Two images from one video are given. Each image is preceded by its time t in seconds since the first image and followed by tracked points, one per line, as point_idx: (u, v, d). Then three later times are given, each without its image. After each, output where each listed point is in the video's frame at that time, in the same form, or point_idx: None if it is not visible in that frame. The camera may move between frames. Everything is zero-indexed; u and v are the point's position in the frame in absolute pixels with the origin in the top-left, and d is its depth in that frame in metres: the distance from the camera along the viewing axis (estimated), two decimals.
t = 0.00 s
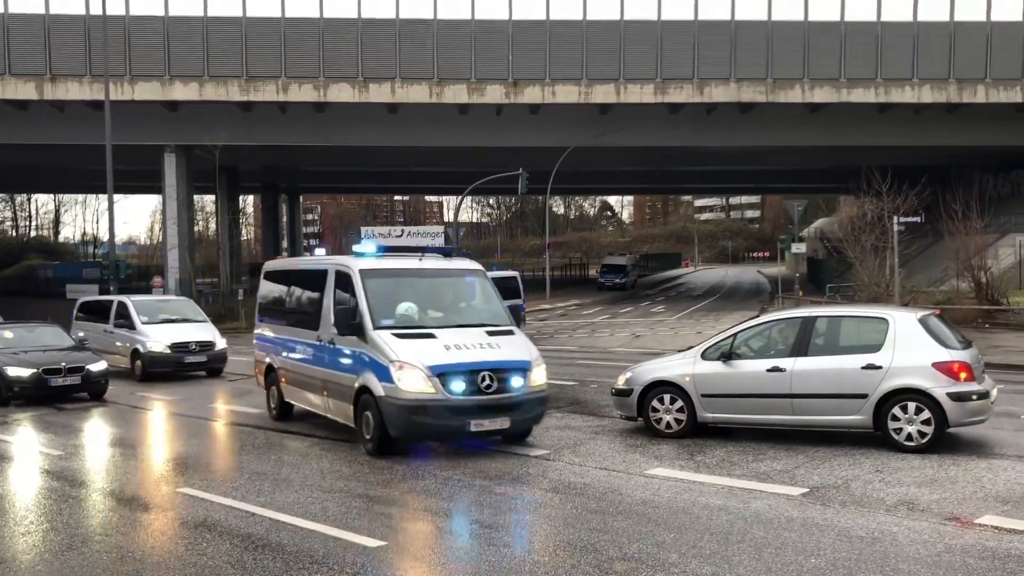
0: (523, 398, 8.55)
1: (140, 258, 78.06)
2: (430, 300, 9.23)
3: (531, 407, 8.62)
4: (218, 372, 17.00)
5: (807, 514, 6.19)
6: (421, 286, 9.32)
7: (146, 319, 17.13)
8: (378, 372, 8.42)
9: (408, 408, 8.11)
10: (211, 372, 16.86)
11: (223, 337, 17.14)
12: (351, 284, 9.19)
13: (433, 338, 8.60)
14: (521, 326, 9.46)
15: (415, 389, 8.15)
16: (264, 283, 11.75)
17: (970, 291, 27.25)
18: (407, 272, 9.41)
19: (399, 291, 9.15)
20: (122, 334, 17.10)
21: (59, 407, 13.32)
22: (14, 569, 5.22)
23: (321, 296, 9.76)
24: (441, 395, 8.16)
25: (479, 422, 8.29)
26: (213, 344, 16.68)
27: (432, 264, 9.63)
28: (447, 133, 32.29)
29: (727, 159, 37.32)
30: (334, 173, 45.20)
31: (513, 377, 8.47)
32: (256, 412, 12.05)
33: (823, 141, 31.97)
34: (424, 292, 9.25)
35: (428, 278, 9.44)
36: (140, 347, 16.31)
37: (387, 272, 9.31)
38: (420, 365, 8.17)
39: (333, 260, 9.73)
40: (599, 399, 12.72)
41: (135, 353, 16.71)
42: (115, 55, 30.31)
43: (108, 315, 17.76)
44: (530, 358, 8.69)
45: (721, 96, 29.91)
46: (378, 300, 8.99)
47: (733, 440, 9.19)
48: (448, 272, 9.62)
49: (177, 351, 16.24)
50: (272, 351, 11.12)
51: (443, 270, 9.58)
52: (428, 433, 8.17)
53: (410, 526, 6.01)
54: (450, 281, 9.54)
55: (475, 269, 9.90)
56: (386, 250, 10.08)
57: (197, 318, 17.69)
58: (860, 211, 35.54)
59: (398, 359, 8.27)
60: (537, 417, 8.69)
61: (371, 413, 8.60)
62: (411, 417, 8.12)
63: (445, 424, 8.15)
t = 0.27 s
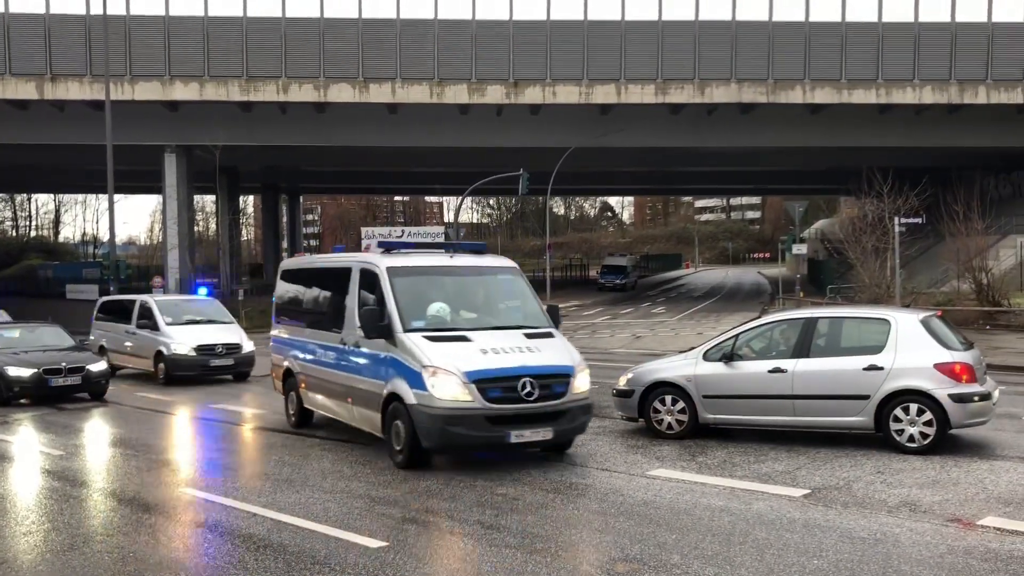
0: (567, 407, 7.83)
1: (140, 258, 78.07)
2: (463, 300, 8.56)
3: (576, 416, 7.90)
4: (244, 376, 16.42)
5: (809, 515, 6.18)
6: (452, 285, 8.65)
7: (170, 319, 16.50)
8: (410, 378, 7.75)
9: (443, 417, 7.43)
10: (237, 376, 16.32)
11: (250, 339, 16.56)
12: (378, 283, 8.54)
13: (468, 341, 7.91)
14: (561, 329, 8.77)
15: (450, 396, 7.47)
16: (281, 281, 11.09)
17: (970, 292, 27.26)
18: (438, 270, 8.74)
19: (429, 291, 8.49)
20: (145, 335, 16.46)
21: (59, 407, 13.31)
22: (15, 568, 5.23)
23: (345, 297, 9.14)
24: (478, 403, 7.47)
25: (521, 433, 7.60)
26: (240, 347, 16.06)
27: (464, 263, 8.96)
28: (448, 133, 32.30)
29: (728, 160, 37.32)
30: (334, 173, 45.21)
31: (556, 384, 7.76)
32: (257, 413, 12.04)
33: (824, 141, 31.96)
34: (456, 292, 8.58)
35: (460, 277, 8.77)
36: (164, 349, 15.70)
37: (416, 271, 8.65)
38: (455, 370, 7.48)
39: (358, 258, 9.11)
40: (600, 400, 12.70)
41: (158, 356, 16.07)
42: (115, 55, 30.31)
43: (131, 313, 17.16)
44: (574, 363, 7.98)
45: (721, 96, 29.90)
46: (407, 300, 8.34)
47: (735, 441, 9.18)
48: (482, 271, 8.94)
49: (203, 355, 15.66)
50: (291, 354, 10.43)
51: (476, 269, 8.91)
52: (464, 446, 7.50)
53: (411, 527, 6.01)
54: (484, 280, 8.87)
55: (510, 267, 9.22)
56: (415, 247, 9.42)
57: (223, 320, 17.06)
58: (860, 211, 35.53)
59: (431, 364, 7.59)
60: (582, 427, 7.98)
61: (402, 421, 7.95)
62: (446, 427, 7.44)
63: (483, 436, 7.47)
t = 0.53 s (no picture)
0: (622, 417, 7.27)
1: (145, 260, 78.22)
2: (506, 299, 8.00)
3: (631, 427, 7.34)
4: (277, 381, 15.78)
5: (817, 517, 6.17)
6: (494, 284, 8.09)
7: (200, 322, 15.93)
8: (452, 386, 7.23)
9: (490, 429, 6.91)
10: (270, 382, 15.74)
11: (283, 342, 15.96)
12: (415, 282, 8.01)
13: (514, 345, 7.36)
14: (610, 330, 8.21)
15: (498, 406, 6.94)
16: (308, 281, 10.64)
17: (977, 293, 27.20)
18: (479, 267, 8.18)
19: (471, 290, 7.94)
20: (173, 338, 15.87)
21: (66, 408, 13.35)
22: (24, 568, 5.25)
23: (378, 298, 8.64)
24: (527, 414, 6.93)
25: (574, 446, 7.05)
26: (272, 350, 15.45)
27: (507, 259, 8.39)
28: (453, 135, 32.31)
29: (733, 161, 37.28)
30: (340, 175, 45.27)
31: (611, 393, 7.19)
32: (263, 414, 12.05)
33: (830, 142, 31.91)
34: (500, 291, 8.02)
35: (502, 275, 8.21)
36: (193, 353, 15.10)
37: (456, 268, 8.11)
38: (502, 379, 6.95)
39: (392, 256, 8.57)
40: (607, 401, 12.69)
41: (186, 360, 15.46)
42: (121, 57, 30.40)
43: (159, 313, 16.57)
44: (629, 370, 7.40)
45: (727, 97, 29.86)
46: (447, 300, 7.80)
47: (742, 443, 9.15)
48: (526, 268, 8.37)
49: (235, 360, 15.07)
50: (318, 358, 10.02)
51: (520, 266, 8.34)
52: (512, 460, 6.97)
53: (418, 528, 6.00)
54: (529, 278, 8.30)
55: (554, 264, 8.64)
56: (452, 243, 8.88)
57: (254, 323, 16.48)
58: (866, 212, 35.45)
59: (475, 371, 7.07)
60: (637, 439, 7.42)
61: (442, 430, 7.44)
62: (492, 439, 6.92)
63: (534, 450, 6.93)
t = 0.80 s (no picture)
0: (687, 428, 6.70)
1: (153, 263, 78.40)
2: (556, 301, 7.48)
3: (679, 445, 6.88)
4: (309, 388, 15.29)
5: (830, 519, 6.15)
6: (542, 285, 7.57)
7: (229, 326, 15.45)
8: (502, 395, 6.68)
9: (546, 441, 6.35)
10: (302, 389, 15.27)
11: (316, 347, 15.46)
12: (458, 284, 7.49)
13: (569, 350, 6.81)
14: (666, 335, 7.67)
15: (554, 416, 6.38)
16: (338, 284, 10.18)
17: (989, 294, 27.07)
18: (527, 268, 7.67)
19: (519, 292, 7.42)
20: (202, 343, 15.39)
21: (76, 411, 13.37)
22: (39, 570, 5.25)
23: (416, 301, 8.13)
24: (587, 423, 6.37)
25: (637, 460, 6.49)
26: (305, 356, 15.00)
27: (555, 259, 7.86)
28: (461, 137, 32.33)
29: (741, 162, 37.22)
30: (347, 178, 45.34)
31: (674, 403, 6.63)
32: (274, 417, 12.07)
33: (839, 143, 31.82)
34: (549, 294, 7.51)
35: (551, 276, 7.69)
36: (222, 358, 14.58)
37: (501, 268, 7.59)
38: (559, 387, 6.39)
39: (431, 256, 8.07)
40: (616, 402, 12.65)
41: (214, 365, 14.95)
42: (130, 59, 30.49)
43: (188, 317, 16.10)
44: (693, 377, 6.85)
45: (735, 98, 29.76)
46: (495, 302, 7.27)
47: (754, 445, 9.12)
48: (576, 269, 7.85)
49: (266, 365, 14.57)
50: (347, 365, 9.55)
51: (570, 267, 7.82)
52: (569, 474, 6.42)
53: (430, 530, 6.00)
54: (580, 280, 7.77)
55: (605, 265, 8.11)
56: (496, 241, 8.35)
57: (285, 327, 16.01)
58: (876, 213, 35.29)
59: (529, 378, 6.52)
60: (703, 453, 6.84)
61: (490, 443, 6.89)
62: (549, 452, 6.36)
63: (593, 464, 6.37)
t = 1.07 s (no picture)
0: (761, 437, 6.36)
1: (160, 265, 78.62)
2: (613, 303, 7.18)
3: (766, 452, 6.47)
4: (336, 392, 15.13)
5: (845, 519, 6.11)
6: (598, 284, 7.28)
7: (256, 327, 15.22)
8: (563, 402, 6.37)
9: (612, 452, 6.03)
10: (330, 393, 15.10)
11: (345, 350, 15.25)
12: (511, 283, 7.19)
13: (633, 354, 6.50)
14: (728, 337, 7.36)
15: (621, 425, 6.06)
16: (370, 286, 9.92)
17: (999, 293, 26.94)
18: (582, 268, 7.38)
19: (575, 292, 7.12)
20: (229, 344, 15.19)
21: (86, 413, 13.40)
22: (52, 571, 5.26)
23: (461, 301, 7.85)
24: (657, 434, 6.04)
25: (710, 473, 6.15)
26: (333, 361, 14.79)
27: (610, 259, 7.56)
28: (468, 138, 32.32)
29: (748, 161, 37.17)
30: (354, 179, 45.40)
31: (749, 411, 6.30)
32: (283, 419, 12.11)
33: (846, 142, 31.74)
34: (606, 294, 7.21)
35: (606, 275, 7.40)
36: (248, 361, 14.38)
37: (555, 267, 7.30)
38: (627, 394, 6.07)
39: (477, 253, 7.79)
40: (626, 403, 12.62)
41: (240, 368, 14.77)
42: (137, 61, 30.58)
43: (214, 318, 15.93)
44: (766, 384, 6.51)
45: (742, 97, 29.66)
46: (550, 303, 6.98)
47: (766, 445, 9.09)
48: (632, 269, 7.55)
49: (294, 369, 14.38)
50: (384, 368, 9.27)
51: (626, 267, 7.52)
52: (637, 488, 6.08)
53: (444, 531, 5.99)
54: (637, 280, 7.47)
55: (662, 265, 7.80)
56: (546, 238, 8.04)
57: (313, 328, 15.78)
58: (884, 212, 35.18)
59: (593, 385, 6.20)
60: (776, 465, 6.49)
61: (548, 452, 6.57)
62: (617, 464, 6.04)
63: (662, 477, 6.04)
